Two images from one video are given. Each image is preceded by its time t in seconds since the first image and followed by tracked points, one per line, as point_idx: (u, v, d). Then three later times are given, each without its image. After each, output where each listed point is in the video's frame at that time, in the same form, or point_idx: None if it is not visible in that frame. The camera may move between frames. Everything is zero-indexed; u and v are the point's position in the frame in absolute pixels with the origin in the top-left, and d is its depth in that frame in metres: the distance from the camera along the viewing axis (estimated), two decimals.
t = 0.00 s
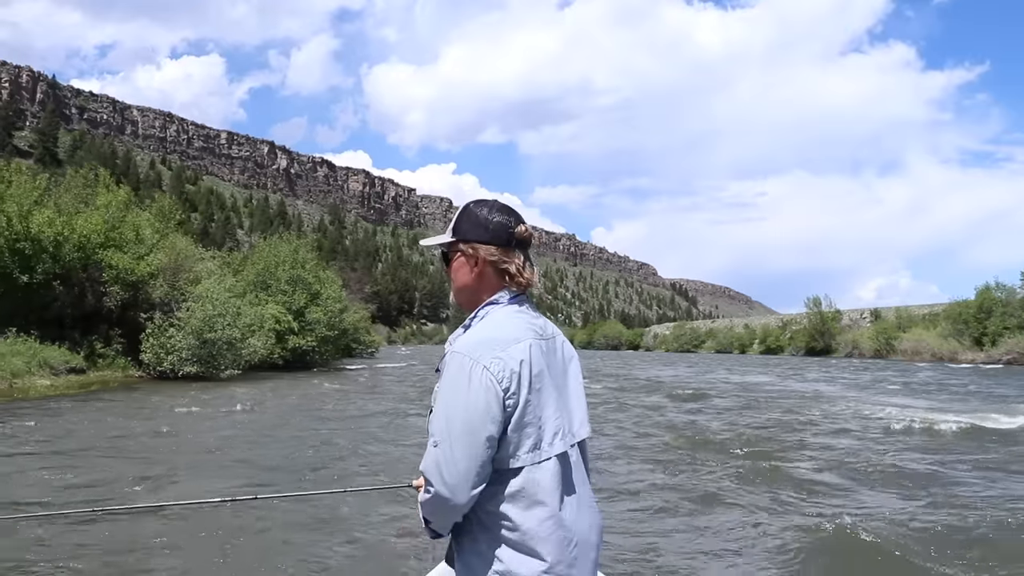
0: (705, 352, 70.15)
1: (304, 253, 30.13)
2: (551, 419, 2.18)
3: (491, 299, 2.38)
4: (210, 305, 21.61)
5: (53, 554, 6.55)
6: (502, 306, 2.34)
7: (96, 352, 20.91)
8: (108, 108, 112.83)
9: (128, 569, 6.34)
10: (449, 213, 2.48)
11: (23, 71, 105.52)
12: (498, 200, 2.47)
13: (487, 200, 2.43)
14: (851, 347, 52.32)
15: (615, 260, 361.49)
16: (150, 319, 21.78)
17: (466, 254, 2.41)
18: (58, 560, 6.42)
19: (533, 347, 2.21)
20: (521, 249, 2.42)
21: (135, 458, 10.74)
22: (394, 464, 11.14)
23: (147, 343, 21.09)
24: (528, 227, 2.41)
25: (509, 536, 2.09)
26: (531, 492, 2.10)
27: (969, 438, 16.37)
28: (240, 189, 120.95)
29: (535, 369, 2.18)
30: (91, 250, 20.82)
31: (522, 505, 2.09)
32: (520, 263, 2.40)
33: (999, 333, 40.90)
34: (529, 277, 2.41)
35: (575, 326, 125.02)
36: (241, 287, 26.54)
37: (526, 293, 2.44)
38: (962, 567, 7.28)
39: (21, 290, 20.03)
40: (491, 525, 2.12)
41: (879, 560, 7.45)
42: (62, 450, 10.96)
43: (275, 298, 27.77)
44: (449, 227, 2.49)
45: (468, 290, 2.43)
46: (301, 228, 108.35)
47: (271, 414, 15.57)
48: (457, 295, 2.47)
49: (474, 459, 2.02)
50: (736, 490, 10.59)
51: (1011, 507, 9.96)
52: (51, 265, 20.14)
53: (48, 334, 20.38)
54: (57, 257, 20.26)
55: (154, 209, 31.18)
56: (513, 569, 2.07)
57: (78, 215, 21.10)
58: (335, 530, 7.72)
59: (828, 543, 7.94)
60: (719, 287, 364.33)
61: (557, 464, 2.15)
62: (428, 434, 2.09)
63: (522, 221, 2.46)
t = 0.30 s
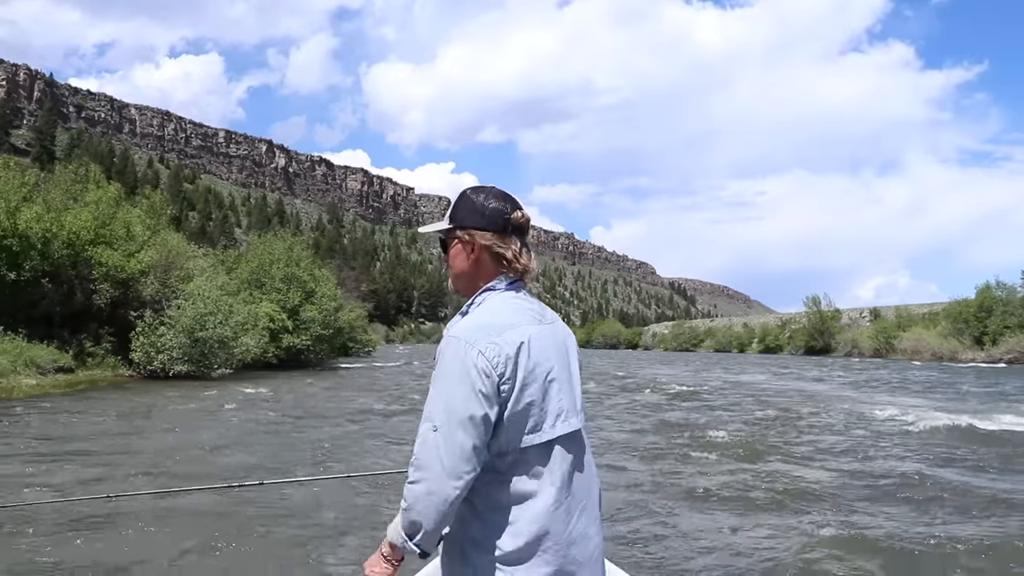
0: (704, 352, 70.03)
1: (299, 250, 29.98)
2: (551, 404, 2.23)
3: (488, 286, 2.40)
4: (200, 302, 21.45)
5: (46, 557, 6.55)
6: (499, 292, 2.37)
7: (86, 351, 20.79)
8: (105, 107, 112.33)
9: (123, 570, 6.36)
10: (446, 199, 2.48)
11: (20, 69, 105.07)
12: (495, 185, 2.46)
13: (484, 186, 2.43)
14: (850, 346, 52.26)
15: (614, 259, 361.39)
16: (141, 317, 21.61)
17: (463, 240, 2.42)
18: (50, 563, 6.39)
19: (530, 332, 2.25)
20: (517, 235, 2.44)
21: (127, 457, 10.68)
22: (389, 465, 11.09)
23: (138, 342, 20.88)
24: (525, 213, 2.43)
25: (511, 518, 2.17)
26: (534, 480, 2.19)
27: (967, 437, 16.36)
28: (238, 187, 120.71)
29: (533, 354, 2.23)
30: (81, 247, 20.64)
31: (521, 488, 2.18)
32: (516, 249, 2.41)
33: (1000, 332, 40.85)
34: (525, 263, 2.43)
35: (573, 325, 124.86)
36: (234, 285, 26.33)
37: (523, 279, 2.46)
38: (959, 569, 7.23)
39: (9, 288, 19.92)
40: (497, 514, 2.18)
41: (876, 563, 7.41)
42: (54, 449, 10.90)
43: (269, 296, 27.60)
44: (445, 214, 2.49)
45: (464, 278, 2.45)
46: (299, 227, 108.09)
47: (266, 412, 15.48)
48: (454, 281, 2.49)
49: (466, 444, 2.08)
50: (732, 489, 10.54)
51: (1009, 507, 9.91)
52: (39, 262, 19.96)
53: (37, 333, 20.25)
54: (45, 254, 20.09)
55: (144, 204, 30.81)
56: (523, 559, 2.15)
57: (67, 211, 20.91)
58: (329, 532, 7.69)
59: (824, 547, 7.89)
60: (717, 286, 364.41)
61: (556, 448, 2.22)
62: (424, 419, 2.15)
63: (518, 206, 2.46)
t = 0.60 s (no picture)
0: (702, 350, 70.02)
1: (292, 248, 29.86)
2: (559, 406, 2.25)
3: (503, 280, 2.43)
4: (191, 300, 21.34)
5: (34, 565, 6.51)
6: (513, 288, 2.39)
7: (73, 349, 20.67)
8: (101, 104, 111.88)
9: None
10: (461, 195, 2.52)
11: (15, 66, 104.61)
12: (510, 181, 2.51)
13: (498, 182, 2.48)
14: (848, 345, 52.26)
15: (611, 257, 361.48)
16: (129, 315, 21.47)
17: (478, 234, 2.46)
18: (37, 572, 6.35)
19: (540, 333, 2.27)
20: (532, 230, 2.48)
21: (119, 459, 10.63)
22: (385, 466, 11.02)
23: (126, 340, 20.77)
24: (540, 209, 2.47)
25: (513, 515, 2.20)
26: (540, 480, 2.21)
27: (965, 436, 16.38)
28: (234, 185, 120.49)
29: (541, 357, 2.24)
30: (69, 244, 20.49)
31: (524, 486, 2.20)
32: (531, 244, 2.45)
33: (998, 331, 40.84)
34: (539, 258, 2.46)
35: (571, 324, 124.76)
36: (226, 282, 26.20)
37: (537, 275, 2.50)
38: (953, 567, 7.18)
39: None
40: (501, 510, 2.21)
41: (870, 561, 7.35)
42: (45, 451, 10.85)
43: (262, 294, 27.48)
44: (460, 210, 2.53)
45: (479, 273, 2.49)
46: (295, 225, 107.86)
47: (260, 412, 15.41)
48: (468, 277, 2.53)
49: (472, 438, 2.10)
50: (728, 487, 10.49)
51: (1004, 505, 9.87)
52: (26, 258, 19.76)
53: (24, 330, 20.12)
54: (33, 250, 19.91)
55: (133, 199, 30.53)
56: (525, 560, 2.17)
57: (55, 207, 20.82)
58: (321, 539, 7.65)
59: (818, 544, 7.83)
60: (715, 285, 364.67)
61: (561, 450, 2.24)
62: (431, 411, 2.18)
63: (532, 202, 2.51)
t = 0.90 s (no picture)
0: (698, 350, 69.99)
1: (284, 247, 29.68)
2: (553, 419, 2.16)
3: (512, 288, 2.33)
4: (179, 298, 21.12)
5: (16, 568, 6.34)
6: (521, 297, 2.30)
7: (58, 349, 20.43)
8: (96, 102, 111.44)
9: None
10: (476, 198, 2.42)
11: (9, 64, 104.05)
12: (528, 186, 2.40)
13: (515, 187, 2.37)
14: (844, 345, 52.29)
15: (607, 257, 361.66)
16: (116, 313, 21.14)
17: (491, 240, 2.36)
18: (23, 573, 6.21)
19: (541, 343, 2.18)
20: (548, 238, 2.37)
21: (105, 461, 10.44)
22: (377, 467, 10.87)
23: (113, 339, 20.48)
24: (555, 216, 2.37)
25: (501, 525, 2.11)
26: (532, 492, 2.11)
27: (964, 437, 16.33)
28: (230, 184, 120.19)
29: (540, 367, 2.15)
30: (54, 241, 20.25)
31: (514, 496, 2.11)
32: (545, 252, 2.35)
33: (996, 331, 40.86)
34: (554, 266, 2.36)
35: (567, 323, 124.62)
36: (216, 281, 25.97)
37: (549, 284, 2.39)
38: (956, 571, 7.06)
39: None
40: (491, 519, 2.12)
41: (874, 565, 7.22)
42: (30, 453, 10.65)
43: (253, 293, 27.27)
44: (475, 213, 2.43)
45: (490, 279, 2.39)
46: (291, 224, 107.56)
47: (251, 412, 15.22)
48: (480, 282, 2.43)
49: (464, 445, 2.01)
50: (726, 488, 10.35)
51: (1006, 507, 9.76)
52: (11, 256, 19.57)
53: (8, 329, 19.93)
54: (18, 249, 19.72)
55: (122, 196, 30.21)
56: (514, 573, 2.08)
57: (41, 204, 20.64)
58: (316, 539, 7.56)
59: (820, 547, 7.70)
60: (710, 285, 365.04)
61: (555, 466, 2.15)
62: (425, 413, 2.10)
63: (550, 210, 2.40)
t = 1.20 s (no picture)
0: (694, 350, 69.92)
1: (277, 246, 29.50)
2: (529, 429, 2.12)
3: (501, 295, 2.32)
4: (168, 298, 20.90)
5: (9, 569, 6.28)
6: (506, 305, 2.28)
7: (44, 350, 20.20)
8: (90, 102, 110.80)
9: None
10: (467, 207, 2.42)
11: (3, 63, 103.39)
12: (519, 196, 2.39)
13: (506, 196, 2.37)
14: (841, 345, 52.29)
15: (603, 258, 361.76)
16: (103, 313, 20.83)
17: (481, 248, 2.35)
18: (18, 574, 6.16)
19: (517, 353, 2.15)
20: (537, 246, 2.36)
21: (91, 464, 10.30)
22: (369, 468, 10.75)
23: (100, 340, 20.11)
24: (545, 224, 2.37)
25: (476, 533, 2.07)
26: (506, 502, 2.08)
27: (961, 437, 16.31)
28: (225, 184, 119.73)
29: (516, 375, 2.12)
30: (40, 240, 20.04)
31: (488, 504, 2.07)
32: (534, 260, 2.34)
33: (993, 331, 40.87)
34: (542, 274, 2.34)
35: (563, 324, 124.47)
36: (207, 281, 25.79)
37: (538, 292, 2.38)
38: None
39: None
40: (467, 526, 2.09)
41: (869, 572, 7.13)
42: (20, 456, 10.54)
43: (244, 293, 27.09)
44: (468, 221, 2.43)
45: (481, 287, 2.38)
46: (286, 224, 107.20)
47: (242, 414, 15.08)
48: (471, 291, 2.43)
49: (434, 451, 1.99)
50: (721, 491, 10.25)
51: (1003, 509, 9.68)
52: None
53: None
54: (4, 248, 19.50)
55: (112, 194, 30.05)
56: None
57: (28, 202, 20.44)
58: (310, 538, 7.52)
59: (814, 555, 7.61)
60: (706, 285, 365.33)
61: (531, 477, 2.11)
62: (399, 420, 2.08)
63: (540, 218, 2.39)
